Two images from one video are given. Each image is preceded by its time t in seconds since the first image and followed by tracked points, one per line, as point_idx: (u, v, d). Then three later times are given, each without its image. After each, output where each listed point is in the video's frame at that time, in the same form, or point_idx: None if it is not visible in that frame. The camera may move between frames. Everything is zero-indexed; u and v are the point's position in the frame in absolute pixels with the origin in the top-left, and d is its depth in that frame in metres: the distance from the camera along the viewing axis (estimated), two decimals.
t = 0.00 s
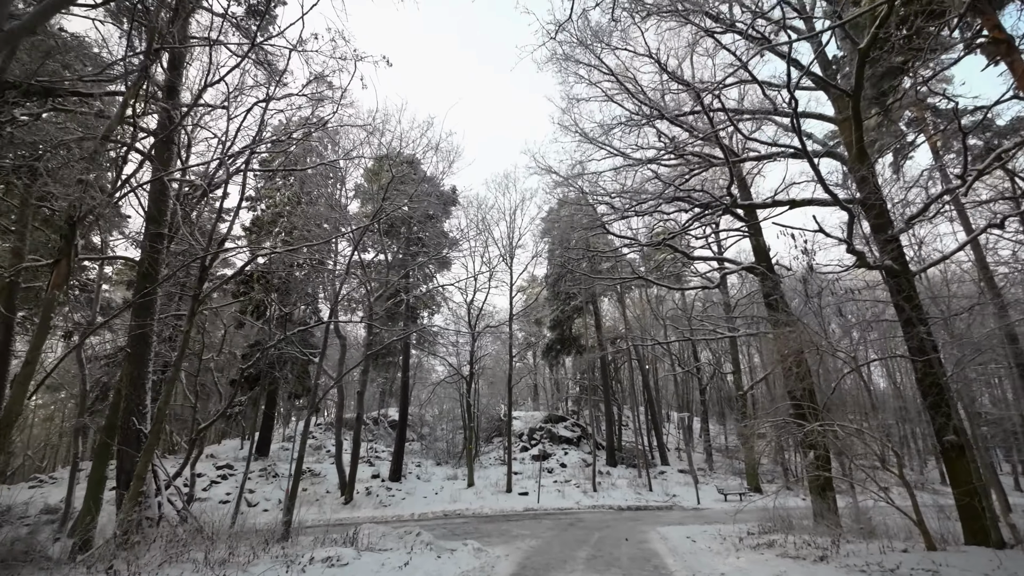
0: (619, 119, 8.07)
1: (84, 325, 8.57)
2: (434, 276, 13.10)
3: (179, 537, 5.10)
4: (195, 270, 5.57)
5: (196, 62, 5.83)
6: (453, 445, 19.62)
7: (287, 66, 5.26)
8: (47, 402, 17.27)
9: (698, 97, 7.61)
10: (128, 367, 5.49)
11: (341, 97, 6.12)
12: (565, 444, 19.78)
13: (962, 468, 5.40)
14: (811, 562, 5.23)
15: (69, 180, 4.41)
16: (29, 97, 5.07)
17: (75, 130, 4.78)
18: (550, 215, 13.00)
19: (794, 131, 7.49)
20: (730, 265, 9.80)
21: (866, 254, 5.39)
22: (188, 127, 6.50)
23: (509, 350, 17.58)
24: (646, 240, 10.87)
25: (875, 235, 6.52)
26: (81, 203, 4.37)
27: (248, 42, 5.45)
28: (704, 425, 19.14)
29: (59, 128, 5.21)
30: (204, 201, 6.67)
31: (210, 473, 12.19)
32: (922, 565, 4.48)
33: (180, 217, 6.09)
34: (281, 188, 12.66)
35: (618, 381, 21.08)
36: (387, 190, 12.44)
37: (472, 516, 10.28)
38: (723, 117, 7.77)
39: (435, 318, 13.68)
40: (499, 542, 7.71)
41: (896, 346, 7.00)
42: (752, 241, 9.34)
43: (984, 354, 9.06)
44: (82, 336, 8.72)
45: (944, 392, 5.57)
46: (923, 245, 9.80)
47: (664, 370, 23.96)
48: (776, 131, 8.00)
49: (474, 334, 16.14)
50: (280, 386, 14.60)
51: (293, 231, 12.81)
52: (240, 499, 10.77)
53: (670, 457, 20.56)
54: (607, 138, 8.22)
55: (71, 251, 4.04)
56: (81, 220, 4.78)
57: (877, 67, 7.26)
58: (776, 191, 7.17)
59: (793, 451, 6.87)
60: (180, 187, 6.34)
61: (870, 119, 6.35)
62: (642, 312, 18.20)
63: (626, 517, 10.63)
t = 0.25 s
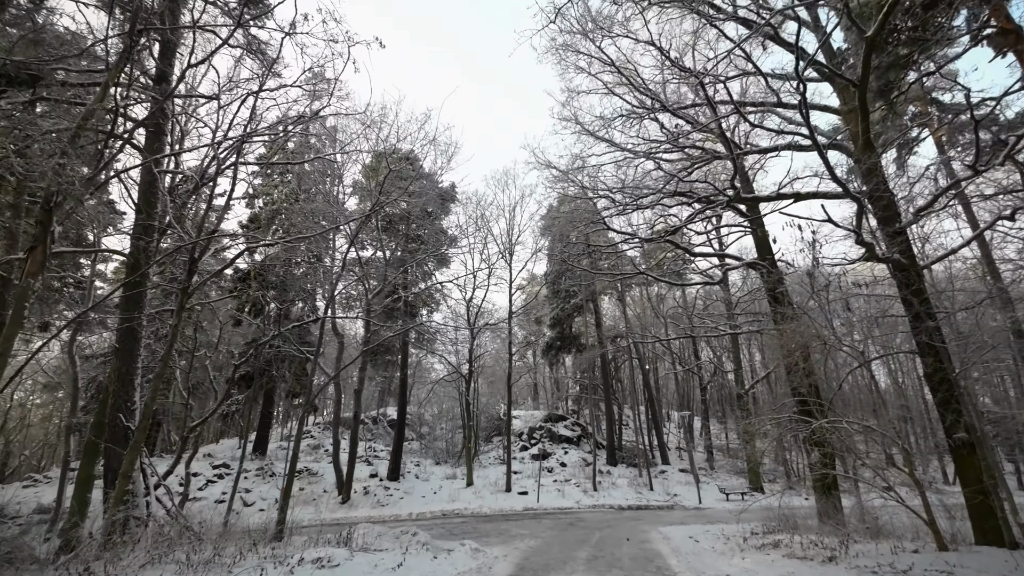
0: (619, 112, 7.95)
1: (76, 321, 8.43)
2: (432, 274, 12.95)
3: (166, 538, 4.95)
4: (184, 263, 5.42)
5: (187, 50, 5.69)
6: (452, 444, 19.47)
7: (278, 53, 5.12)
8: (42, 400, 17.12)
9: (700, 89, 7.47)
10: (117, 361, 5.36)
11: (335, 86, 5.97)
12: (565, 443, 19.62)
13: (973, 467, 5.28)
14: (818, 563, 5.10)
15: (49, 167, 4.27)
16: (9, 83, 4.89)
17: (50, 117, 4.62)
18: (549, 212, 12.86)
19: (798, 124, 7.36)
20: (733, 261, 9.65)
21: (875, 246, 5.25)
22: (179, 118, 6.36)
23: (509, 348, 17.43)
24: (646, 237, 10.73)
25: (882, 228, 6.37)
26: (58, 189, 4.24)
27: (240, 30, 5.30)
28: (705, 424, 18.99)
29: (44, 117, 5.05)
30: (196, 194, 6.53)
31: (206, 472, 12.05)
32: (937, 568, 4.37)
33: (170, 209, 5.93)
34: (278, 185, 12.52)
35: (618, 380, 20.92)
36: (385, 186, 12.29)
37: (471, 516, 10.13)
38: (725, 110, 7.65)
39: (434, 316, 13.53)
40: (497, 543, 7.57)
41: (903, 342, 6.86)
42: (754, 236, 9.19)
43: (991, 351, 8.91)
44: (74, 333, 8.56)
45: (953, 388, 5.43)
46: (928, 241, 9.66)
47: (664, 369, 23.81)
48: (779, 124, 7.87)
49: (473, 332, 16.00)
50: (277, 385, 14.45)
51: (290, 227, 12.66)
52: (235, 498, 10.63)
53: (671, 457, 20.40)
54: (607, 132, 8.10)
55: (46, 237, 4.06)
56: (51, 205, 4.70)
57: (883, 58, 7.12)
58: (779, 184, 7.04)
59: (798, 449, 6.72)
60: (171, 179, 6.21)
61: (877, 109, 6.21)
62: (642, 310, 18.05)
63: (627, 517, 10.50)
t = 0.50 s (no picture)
0: (619, 106, 7.83)
1: (68, 318, 8.28)
2: (431, 271, 12.81)
3: (154, 541, 4.80)
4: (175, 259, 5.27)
5: (179, 37, 5.52)
6: (451, 443, 19.35)
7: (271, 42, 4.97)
8: (39, 399, 17.00)
9: (703, 81, 7.34)
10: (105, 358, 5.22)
11: (331, 77, 5.83)
12: (565, 442, 19.49)
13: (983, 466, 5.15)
14: (828, 567, 4.96)
15: (32, 157, 4.13)
16: None
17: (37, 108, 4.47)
18: (550, 207, 12.71)
19: (802, 117, 7.23)
20: (735, 257, 9.52)
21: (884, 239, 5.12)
22: (172, 111, 6.23)
23: (508, 346, 17.28)
24: (648, 232, 10.58)
25: (890, 221, 6.24)
26: (42, 180, 4.09)
27: (232, 15, 5.13)
28: (705, 423, 18.88)
29: (31, 108, 4.92)
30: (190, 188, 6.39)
31: (202, 471, 11.91)
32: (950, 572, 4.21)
33: (161, 202, 5.79)
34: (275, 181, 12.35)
35: (618, 378, 20.78)
36: (383, 182, 12.15)
37: (470, 516, 10.00)
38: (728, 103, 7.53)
39: (433, 314, 13.40)
40: (497, 543, 7.44)
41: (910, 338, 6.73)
42: (758, 232, 9.06)
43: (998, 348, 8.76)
44: (66, 330, 8.42)
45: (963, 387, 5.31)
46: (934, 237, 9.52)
47: (665, 368, 23.68)
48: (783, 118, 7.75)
49: (473, 330, 15.85)
50: (275, 383, 14.32)
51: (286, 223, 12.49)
52: (231, 498, 10.48)
53: (671, 455, 20.29)
54: (607, 126, 7.99)
55: (20, 226, 3.57)
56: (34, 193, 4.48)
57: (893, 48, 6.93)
58: (784, 178, 6.92)
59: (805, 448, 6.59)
60: (163, 172, 6.07)
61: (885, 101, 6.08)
62: (643, 308, 17.90)
63: (629, 517, 10.38)
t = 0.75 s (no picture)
0: (619, 97, 7.70)
1: (56, 312, 8.09)
2: (428, 266, 12.65)
3: (137, 539, 4.65)
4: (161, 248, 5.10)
5: (167, 20, 5.34)
6: (448, 440, 19.20)
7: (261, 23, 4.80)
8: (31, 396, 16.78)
9: (705, 71, 7.19)
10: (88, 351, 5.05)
11: (322, 62, 5.65)
12: (563, 439, 19.38)
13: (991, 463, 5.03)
14: (833, 566, 4.85)
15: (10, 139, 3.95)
16: None
17: (17, 89, 4.29)
18: (548, 202, 12.55)
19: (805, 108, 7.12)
20: (736, 251, 9.39)
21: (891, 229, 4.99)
22: (160, 97, 6.05)
23: (506, 343, 17.14)
24: (647, 227, 10.44)
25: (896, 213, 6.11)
26: (20, 163, 3.92)
27: None
28: (704, 420, 18.79)
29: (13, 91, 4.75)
30: (179, 177, 6.23)
31: (195, 469, 11.74)
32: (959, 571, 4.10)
33: (149, 190, 5.61)
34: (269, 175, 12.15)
35: (616, 375, 20.68)
36: (379, 175, 11.97)
37: (467, 513, 9.86)
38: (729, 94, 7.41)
39: (429, 309, 13.24)
40: (494, 541, 7.32)
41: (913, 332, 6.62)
42: (760, 226, 8.93)
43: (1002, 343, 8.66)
44: (54, 324, 8.25)
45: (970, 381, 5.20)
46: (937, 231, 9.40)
47: (663, 365, 23.58)
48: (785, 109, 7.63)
49: (470, 326, 15.69)
50: (270, 379, 14.14)
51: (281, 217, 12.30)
52: (224, 495, 10.31)
53: (669, 452, 20.20)
54: (606, 117, 7.85)
55: None
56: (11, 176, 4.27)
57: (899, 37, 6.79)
58: (787, 170, 6.78)
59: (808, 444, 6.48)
60: (151, 161, 5.89)
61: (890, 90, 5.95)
62: (641, 305, 17.77)
63: (628, 515, 10.26)
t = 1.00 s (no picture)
0: (618, 88, 7.57)
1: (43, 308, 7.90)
2: (424, 262, 12.50)
3: (119, 541, 4.50)
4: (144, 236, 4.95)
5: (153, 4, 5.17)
6: (445, 438, 19.06)
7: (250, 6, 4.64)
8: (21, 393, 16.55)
9: (706, 61, 7.04)
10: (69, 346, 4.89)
11: (315, 51, 5.50)
12: (560, 437, 19.28)
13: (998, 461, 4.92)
14: (837, 568, 4.73)
15: None
16: None
17: None
18: (546, 197, 12.39)
19: (807, 102, 7.02)
20: (736, 247, 9.27)
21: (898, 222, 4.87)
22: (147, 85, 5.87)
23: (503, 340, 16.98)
24: (646, 222, 10.30)
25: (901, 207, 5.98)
26: None
27: None
28: (702, 418, 18.72)
29: None
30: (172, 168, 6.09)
31: (187, 467, 11.57)
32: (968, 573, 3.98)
33: (136, 179, 5.47)
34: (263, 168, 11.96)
35: (614, 373, 20.54)
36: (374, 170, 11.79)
37: (463, 513, 9.72)
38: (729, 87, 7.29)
39: (426, 306, 13.08)
40: (489, 541, 7.20)
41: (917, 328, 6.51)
42: (761, 221, 8.80)
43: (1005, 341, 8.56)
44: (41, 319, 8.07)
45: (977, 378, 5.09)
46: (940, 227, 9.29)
47: (661, 362, 23.46)
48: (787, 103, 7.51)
49: (466, 323, 15.53)
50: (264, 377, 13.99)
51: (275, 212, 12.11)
52: (215, 494, 10.15)
53: (667, 451, 20.11)
54: (605, 109, 7.71)
55: None
56: None
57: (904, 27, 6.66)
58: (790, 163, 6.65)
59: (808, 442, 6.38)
60: (137, 150, 5.72)
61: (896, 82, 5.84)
62: (640, 302, 17.64)
63: (625, 514, 10.14)
